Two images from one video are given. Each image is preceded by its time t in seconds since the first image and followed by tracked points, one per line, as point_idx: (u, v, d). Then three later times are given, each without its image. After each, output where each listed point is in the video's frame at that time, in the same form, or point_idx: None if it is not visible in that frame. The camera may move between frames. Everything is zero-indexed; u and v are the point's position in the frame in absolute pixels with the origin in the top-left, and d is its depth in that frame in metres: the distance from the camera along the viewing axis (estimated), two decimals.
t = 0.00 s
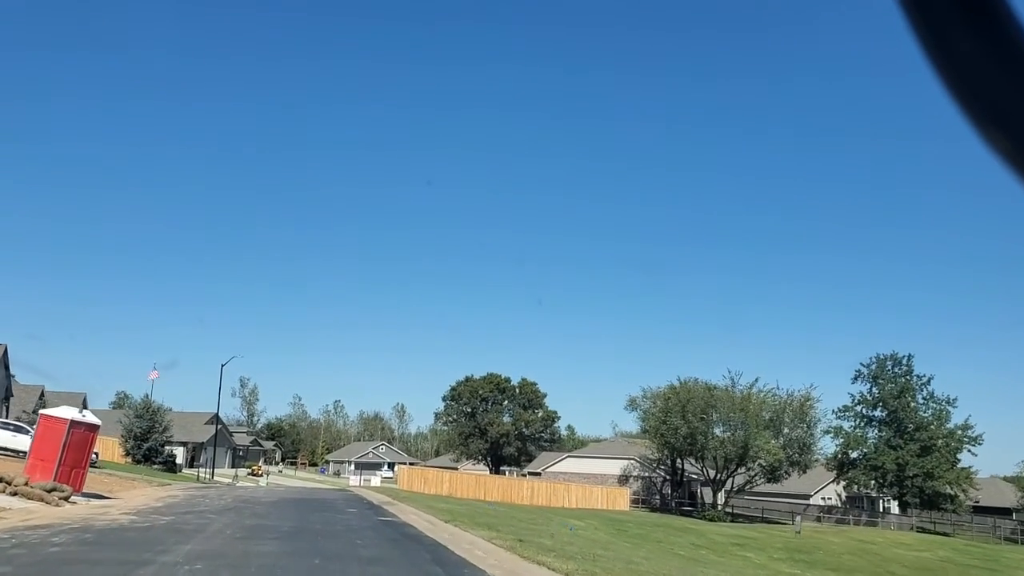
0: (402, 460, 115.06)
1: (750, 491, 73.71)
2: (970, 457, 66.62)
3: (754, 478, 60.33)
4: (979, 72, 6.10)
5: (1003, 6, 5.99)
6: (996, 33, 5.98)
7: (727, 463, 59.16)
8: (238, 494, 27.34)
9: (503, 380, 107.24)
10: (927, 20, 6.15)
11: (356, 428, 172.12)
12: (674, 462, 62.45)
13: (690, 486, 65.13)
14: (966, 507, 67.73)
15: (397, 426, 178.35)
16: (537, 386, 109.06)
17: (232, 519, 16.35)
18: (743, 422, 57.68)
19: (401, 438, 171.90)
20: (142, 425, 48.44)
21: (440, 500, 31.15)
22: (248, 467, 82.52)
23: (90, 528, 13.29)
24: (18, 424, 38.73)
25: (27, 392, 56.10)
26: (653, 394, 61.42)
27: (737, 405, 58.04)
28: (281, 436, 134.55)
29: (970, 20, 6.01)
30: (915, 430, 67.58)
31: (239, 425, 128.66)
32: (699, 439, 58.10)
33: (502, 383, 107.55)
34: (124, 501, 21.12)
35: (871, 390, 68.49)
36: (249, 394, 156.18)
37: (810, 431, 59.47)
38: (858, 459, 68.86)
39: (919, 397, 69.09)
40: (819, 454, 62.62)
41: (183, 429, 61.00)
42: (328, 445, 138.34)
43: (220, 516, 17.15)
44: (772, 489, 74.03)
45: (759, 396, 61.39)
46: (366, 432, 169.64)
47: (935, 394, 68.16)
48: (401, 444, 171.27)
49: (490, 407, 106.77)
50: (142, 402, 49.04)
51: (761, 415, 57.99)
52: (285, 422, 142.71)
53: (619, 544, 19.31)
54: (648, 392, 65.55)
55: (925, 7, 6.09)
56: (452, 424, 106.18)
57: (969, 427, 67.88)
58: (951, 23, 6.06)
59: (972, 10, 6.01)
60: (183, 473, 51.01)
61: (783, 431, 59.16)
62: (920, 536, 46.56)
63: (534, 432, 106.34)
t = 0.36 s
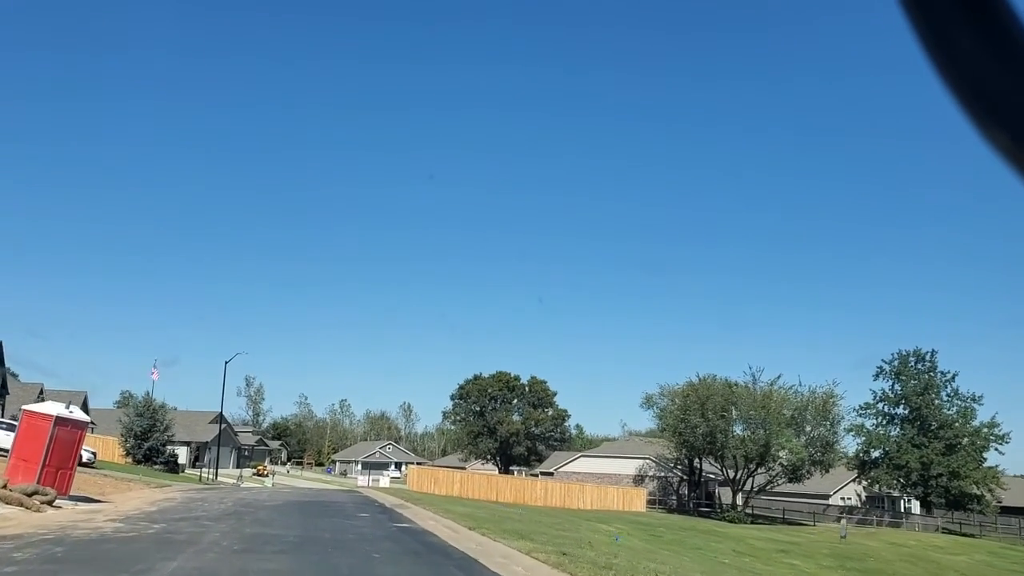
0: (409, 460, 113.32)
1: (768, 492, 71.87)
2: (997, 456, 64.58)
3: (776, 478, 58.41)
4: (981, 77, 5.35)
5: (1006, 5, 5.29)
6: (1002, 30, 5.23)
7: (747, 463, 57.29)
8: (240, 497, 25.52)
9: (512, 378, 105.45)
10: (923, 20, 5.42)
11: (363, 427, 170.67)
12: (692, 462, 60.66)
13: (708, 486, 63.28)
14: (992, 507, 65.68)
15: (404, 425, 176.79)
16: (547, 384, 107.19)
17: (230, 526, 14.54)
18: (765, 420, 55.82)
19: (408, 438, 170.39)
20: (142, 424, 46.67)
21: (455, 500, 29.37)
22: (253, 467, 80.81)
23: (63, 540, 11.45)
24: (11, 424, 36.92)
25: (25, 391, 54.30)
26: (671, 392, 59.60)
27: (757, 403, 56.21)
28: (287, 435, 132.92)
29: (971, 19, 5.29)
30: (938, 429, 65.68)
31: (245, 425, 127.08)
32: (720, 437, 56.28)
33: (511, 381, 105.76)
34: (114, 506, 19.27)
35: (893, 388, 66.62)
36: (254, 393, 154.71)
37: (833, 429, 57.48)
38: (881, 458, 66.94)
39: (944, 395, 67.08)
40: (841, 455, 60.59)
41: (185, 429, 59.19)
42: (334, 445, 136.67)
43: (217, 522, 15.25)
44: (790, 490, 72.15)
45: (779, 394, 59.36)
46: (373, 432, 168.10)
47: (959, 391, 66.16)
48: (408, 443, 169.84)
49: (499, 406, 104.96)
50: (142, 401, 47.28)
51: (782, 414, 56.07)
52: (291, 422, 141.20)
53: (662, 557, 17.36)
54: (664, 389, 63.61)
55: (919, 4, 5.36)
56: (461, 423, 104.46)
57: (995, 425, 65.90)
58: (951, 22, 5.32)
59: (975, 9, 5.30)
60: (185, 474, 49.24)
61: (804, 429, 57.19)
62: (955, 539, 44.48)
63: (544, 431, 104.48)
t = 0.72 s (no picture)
0: (416, 461, 111.30)
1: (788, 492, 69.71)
2: None
3: (798, 479, 56.30)
4: (982, 80, 5.46)
5: (1007, 6, 5.37)
6: (1002, 31, 5.30)
7: (768, 462, 55.22)
8: (242, 501, 23.52)
9: (521, 377, 103.39)
10: (925, 25, 5.52)
11: (369, 427, 168.59)
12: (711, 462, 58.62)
13: (727, 487, 61.21)
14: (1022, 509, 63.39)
15: (411, 425, 174.70)
16: (556, 383, 105.04)
17: (225, 539, 12.52)
18: (788, 419, 53.75)
19: (414, 439, 168.31)
20: (141, 423, 44.76)
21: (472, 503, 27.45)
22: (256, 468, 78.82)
23: (21, 559, 9.44)
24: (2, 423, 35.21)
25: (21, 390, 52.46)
26: (690, 389, 57.57)
27: (780, 401, 54.12)
28: (292, 436, 130.82)
29: (973, 21, 5.37)
30: (965, 427, 63.56)
31: (250, 425, 125.04)
32: (741, 437, 54.32)
33: (521, 381, 103.63)
34: (99, 512, 17.28)
35: (918, 385, 64.50)
36: (259, 393, 152.68)
37: (859, 428, 55.21)
38: (906, 457, 64.79)
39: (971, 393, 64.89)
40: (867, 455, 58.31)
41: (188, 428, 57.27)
42: (340, 446, 134.58)
43: (209, 532, 13.22)
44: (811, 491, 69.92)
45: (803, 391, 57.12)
46: (379, 432, 166.03)
47: (988, 388, 63.99)
48: (414, 444, 167.79)
49: (507, 405, 102.87)
50: (141, 399, 45.37)
51: (806, 412, 53.97)
52: (296, 422, 139.05)
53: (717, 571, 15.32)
54: (682, 387, 61.53)
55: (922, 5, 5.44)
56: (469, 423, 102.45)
57: None
58: (951, 25, 5.42)
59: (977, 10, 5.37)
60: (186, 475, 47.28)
61: (829, 428, 55.03)
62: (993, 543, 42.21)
63: (554, 431, 102.35)
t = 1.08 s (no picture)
0: (422, 462, 109.41)
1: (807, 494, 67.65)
2: None
3: (821, 480, 54.20)
4: (986, 83, 6.06)
5: (1006, 9, 5.96)
6: (1000, 31, 5.92)
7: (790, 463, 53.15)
8: (241, 506, 21.48)
9: (529, 376, 101.39)
10: (928, 24, 6.17)
11: (374, 427, 166.63)
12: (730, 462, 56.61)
13: (746, 489, 59.16)
14: None
15: (415, 426, 172.67)
16: (565, 383, 102.93)
17: (220, 554, 10.60)
18: (812, 418, 51.64)
19: (419, 439, 166.28)
20: (138, 422, 42.82)
21: (491, 506, 25.62)
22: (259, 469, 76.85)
23: None
24: None
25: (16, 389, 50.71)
26: (708, 388, 55.57)
27: (803, 399, 52.06)
28: (296, 437, 128.82)
29: (973, 18, 6.00)
30: (992, 427, 61.50)
31: (254, 425, 123.11)
32: (763, 436, 52.29)
33: (529, 380, 101.67)
34: (79, 521, 15.29)
35: (943, 383, 62.34)
36: (262, 393, 150.69)
37: (884, 427, 53.04)
38: (931, 457, 62.65)
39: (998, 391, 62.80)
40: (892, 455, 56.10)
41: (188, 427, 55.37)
42: (344, 446, 132.59)
43: (201, 547, 11.28)
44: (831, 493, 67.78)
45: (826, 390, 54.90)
46: (383, 432, 164.06)
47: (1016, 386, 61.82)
48: (419, 444, 165.80)
49: (515, 405, 100.86)
50: (139, 398, 43.47)
51: (830, 411, 51.90)
52: (300, 423, 137.07)
53: None
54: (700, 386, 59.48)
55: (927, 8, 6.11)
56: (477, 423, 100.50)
57: None
58: (952, 22, 6.06)
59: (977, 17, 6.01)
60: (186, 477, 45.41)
61: (853, 427, 52.96)
62: None
63: (563, 431, 100.30)
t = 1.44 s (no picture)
0: (429, 462, 107.48)
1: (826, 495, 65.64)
2: None
3: (846, 481, 52.05)
4: (993, 80, 5.83)
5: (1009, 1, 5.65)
6: (1011, 31, 5.63)
7: (814, 463, 51.02)
8: (239, 510, 19.47)
9: (537, 374, 99.42)
10: (932, 23, 5.78)
11: (378, 427, 164.70)
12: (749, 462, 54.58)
13: (766, 490, 57.07)
14: None
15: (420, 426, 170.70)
16: (574, 381, 100.87)
17: None
18: (837, 417, 49.49)
19: (424, 439, 164.34)
20: (135, 421, 40.87)
21: (510, 511, 23.57)
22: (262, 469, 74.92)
23: None
24: None
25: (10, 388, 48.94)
26: (728, 385, 53.52)
27: (828, 397, 49.93)
28: (300, 436, 126.91)
29: (981, 18, 5.66)
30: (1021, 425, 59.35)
31: (257, 425, 121.25)
32: (786, 436, 50.23)
33: (537, 378, 99.74)
34: (45, 531, 13.24)
35: (970, 380, 60.21)
36: (266, 393, 148.85)
37: (912, 426, 50.83)
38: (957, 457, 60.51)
39: None
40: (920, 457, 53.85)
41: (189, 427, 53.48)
42: (349, 446, 130.65)
43: (180, 565, 9.27)
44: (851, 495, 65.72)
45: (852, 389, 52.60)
46: (388, 432, 162.14)
47: None
48: (425, 444, 163.92)
49: (524, 404, 98.88)
50: (134, 395, 41.50)
51: (855, 410, 49.72)
52: (304, 422, 135.17)
53: None
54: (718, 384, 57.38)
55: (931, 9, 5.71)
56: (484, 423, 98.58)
57: None
58: (960, 23, 5.70)
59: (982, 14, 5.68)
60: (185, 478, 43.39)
61: (879, 426, 50.85)
62: None
63: (572, 431, 98.23)
